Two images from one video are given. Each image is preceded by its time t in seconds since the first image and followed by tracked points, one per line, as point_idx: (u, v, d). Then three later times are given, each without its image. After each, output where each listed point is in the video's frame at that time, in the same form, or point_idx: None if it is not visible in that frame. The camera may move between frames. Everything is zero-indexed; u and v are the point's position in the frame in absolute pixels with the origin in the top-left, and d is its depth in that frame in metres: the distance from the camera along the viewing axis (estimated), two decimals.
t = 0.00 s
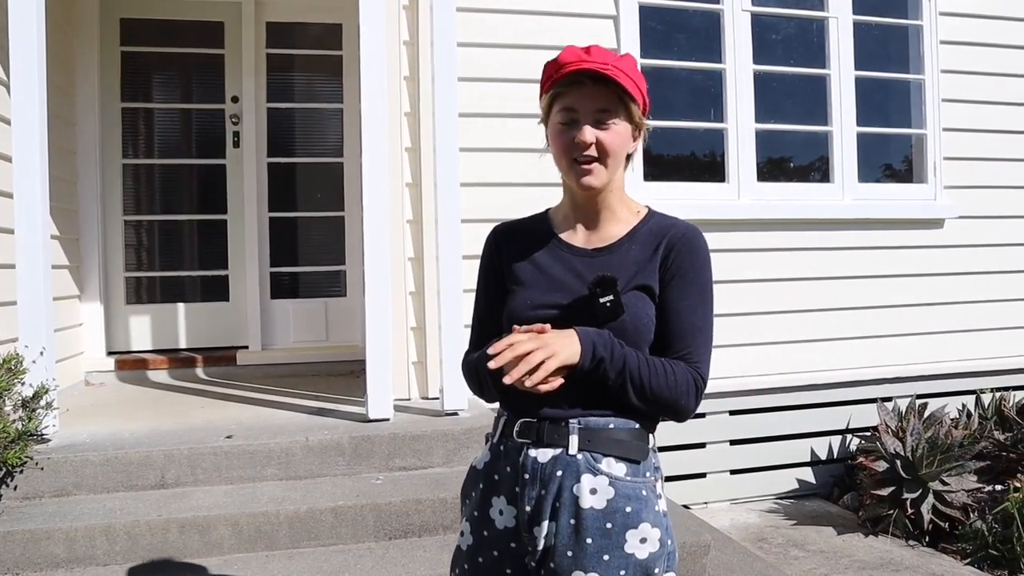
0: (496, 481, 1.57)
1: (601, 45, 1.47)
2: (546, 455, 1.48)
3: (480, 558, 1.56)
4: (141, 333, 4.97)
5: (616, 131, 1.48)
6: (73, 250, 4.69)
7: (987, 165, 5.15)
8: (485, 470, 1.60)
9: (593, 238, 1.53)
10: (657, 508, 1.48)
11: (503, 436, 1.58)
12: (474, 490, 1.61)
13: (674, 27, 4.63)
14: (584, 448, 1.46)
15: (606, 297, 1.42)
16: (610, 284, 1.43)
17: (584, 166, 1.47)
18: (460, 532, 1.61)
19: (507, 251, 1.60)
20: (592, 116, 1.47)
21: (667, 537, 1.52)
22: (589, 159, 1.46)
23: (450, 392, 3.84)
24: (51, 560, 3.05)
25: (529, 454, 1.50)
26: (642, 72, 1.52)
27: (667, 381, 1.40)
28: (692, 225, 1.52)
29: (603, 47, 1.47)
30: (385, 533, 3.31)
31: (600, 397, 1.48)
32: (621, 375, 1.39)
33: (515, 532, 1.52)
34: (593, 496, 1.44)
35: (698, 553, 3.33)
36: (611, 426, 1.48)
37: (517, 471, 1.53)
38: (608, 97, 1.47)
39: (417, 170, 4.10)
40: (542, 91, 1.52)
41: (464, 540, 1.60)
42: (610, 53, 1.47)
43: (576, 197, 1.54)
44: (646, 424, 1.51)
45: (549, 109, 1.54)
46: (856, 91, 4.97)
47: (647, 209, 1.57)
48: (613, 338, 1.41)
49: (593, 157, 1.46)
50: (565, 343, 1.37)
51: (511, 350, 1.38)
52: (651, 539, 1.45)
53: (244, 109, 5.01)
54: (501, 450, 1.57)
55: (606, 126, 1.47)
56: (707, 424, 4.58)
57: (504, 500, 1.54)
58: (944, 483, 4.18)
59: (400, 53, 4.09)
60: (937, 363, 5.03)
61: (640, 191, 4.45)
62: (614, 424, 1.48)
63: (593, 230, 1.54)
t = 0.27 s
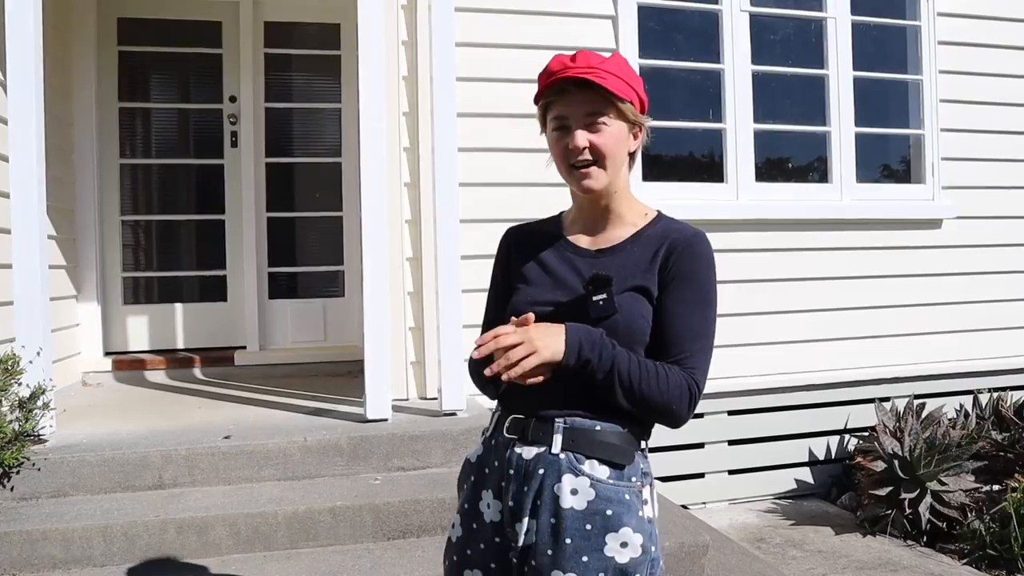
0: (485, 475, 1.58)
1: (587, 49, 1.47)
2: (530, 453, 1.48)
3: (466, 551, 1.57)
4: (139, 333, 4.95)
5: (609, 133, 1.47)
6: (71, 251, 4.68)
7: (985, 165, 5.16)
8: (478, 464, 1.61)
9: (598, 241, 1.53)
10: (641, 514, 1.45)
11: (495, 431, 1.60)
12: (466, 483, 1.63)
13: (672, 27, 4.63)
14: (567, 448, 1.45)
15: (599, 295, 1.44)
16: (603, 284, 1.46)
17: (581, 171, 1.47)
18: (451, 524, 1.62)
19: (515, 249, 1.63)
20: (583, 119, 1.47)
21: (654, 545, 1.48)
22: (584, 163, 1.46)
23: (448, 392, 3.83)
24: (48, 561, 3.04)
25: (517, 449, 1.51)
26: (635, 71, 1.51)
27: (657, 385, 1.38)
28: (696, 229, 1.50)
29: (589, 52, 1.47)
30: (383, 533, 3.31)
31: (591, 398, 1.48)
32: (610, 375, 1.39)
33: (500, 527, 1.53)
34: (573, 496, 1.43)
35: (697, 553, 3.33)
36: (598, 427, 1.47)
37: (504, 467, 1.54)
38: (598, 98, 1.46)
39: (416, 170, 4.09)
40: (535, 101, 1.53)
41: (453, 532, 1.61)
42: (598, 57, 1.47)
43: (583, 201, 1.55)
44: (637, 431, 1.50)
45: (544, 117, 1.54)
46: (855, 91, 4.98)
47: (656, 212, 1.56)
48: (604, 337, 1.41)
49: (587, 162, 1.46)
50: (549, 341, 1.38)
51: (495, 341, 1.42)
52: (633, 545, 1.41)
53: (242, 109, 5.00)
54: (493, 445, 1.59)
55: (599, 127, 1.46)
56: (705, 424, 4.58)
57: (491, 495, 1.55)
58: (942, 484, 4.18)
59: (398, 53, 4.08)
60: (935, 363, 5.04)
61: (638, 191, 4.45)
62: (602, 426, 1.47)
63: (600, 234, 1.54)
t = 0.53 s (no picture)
0: (487, 475, 1.58)
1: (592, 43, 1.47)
2: (531, 453, 1.48)
3: (471, 549, 1.57)
4: (137, 334, 4.95)
5: (610, 128, 1.47)
6: (69, 251, 4.68)
7: (984, 166, 5.17)
8: (479, 464, 1.61)
9: (597, 235, 1.53)
10: (643, 510, 1.45)
11: (495, 431, 1.59)
12: (467, 483, 1.63)
13: (671, 28, 4.63)
14: (568, 448, 1.45)
15: (598, 292, 1.43)
16: (603, 280, 1.44)
17: (580, 164, 1.48)
18: (453, 523, 1.62)
19: (513, 243, 1.62)
20: (583, 113, 1.47)
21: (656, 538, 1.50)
22: (583, 157, 1.46)
23: (447, 392, 3.82)
24: (45, 561, 3.03)
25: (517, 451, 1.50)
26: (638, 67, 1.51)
27: (656, 384, 1.38)
28: (696, 227, 1.50)
29: (593, 45, 1.47)
30: (382, 534, 3.30)
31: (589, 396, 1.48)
32: (610, 376, 1.39)
33: (503, 526, 1.53)
34: (577, 495, 1.43)
35: (696, 553, 3.33)
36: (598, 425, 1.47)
37: (505, 467, 1.53)
38: (600, 93, 1.46)
39: (415, 170, 4.09)
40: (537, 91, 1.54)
41: (456, 532, 1.61)
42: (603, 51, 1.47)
43: (582, 195, 1.55)
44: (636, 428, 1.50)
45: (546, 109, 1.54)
46: (853, 92, 4.99)
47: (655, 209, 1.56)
48: (607, 339, 1.40)
49: (587, 155, 1.46)
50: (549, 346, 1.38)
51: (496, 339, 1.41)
52: (636, 540, 1.42)
53: (241, 109, 4.99)
54: (493, 444, 1.58)
55: (599, 122, 1.47)
56: (704, 425, 4.58)
57: (493, 495, 1.55)
58: (941, 484, 4.18)
59: (397, 53, 4.08)
60: (933, 363, 5.04)
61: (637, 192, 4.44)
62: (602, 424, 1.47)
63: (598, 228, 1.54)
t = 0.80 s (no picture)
0: (496, 479, 1.56)
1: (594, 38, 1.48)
2: (547, 454, 1.47)
3: (483, 556, 1.55)
4: (135, 334, 4.94)
5: (607, 124, 1.47)
6: (67, 251, 4.67)
7: (982, 166, 5.17)
8: (485, 469, 1.59)
9: (592, 232, 1.52)
10: (657, 500, 1.48)
11: (502, 433, 1.57)
12: (473, 489, 1.60)
13: (670, 28, 4.63)
14: (584, 446, 1.45)
15: (609, 296, 1.41)
16: (614, 282, 1.43)
17: (576, 158, 1.47)
18: (461, 531, 1.60)
19: (508, 242, 1.59)
20: (581, 108, 1.47)
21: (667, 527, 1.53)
22: (581, 151, 1.46)
23: (446, 392, 3.82)
24: (43, 562, 3.02)
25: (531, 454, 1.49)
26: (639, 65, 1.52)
27: (672, 383, 1.40)
28: (694, 225, 1.52)
29: (594, 41, 1.48)
30: (381, 534, 3.30)
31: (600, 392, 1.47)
32: (630, 379, 1.39)
33: (518, 528, 1.52)
34: (595, 491, 1.43)
35: (695, 553, 3.33)
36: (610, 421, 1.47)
37: (517, 469, 1.52)
38: (600, 88, 1.46)
39: (413, 170, 4.08)
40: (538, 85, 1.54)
41: (465, 539, 1.58)
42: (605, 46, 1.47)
43: (576, 191, 1.54)
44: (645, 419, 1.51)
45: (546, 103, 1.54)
46: (852, 91, 4.99)
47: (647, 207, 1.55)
48: (625, 342, 1.40)
49: (584, 150, 1.46)
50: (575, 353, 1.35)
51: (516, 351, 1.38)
52: (653, 530, 1.44)
53: (239, 109, 4.99)
54: (501, 448, 1.57)
55: (597, 118, 1.47)
56: (704, 425, 4.58)
57: (505, 499, 1.53)
58: (939, 484, 4.18)
59: (396, 53, 4.07)
60: (932, 364, 5.04)
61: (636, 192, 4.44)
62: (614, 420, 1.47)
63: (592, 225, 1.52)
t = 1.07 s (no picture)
0: (501, 472, 1.55)
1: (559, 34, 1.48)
2: (553, 446, 1.46)
3: (487, 549, 1.54)
4: (133, 334, 4.93)
5: (569, 121, 1.47)
6: (65, 251, 4.66)
7: (981, 166, 5.17)
8: (491, 461, 1.58)
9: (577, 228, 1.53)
10: (661, 496, 1.47)
11: (507, 426, 1.57)
12: (478, 482, 1.59)
13: (669, 28, 4.63)
14: (590, 439, 1.44)
15: (613, 300, 1.40)
16: (617, 287, 1.41)
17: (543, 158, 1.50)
18: (463, 526, 1.58)
19: (512, 239, 1.59)
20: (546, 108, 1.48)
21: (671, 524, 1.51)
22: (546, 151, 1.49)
23: (445, 392, 3.80)
24: (40, 562, 3.01)
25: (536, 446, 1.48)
26: (615, 53, 1.48)
27: (676, 387, 1.39)
28: (701, 223, 1.50)
29: (565, 37, 1.48)
30: (379, 535, 3.28)
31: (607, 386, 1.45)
32: (633, 387, 1.38)
33: (523, 521, 1.51)
34: (599, 485, 1.42)
35: (695, 554, 3.32)
36: (617, 417, 1.45)
37: (522, 462, 1.51)
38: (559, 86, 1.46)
39: (412, 170, 4.07)
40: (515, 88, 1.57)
41: (467, 533, 1.57)
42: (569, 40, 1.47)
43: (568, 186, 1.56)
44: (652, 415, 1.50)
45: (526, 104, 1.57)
46: (851, 91, 4.99)
47: (653, 204, 1.53)
48: (624, 348, 1.39)
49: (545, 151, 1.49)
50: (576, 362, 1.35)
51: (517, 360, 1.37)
52: (657, 526, 1.43)
53: (238, 109, 4.98)
54: (506, 440, 1.56)
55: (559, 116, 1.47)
56: (703, 426, 4.56)
57: (510, 491, 1.52)
58: (939, 484, 4.17)
59: (395, 52, 4.06)
60: (932, 364, 5.03)
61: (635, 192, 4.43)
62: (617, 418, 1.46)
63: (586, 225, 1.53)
